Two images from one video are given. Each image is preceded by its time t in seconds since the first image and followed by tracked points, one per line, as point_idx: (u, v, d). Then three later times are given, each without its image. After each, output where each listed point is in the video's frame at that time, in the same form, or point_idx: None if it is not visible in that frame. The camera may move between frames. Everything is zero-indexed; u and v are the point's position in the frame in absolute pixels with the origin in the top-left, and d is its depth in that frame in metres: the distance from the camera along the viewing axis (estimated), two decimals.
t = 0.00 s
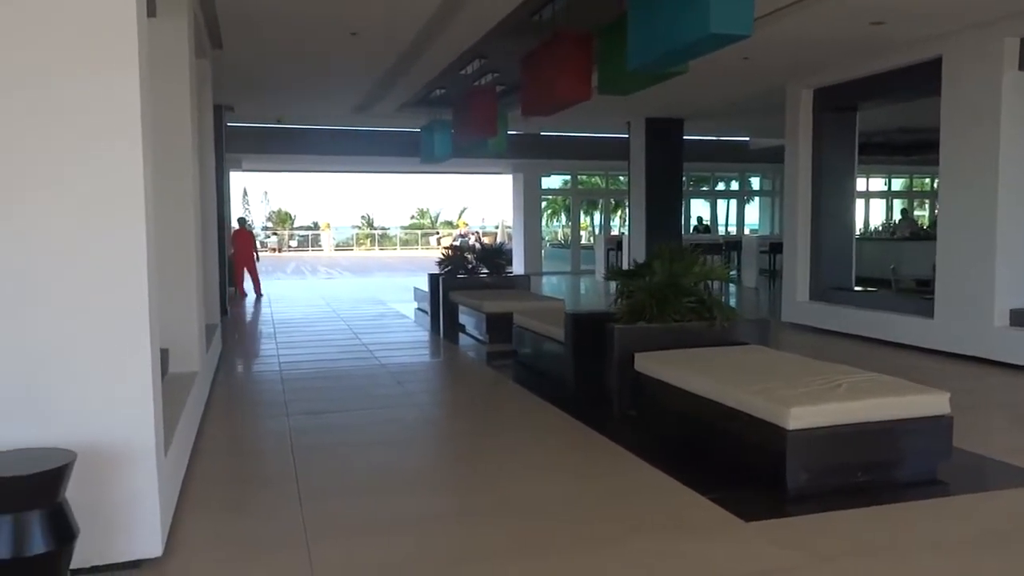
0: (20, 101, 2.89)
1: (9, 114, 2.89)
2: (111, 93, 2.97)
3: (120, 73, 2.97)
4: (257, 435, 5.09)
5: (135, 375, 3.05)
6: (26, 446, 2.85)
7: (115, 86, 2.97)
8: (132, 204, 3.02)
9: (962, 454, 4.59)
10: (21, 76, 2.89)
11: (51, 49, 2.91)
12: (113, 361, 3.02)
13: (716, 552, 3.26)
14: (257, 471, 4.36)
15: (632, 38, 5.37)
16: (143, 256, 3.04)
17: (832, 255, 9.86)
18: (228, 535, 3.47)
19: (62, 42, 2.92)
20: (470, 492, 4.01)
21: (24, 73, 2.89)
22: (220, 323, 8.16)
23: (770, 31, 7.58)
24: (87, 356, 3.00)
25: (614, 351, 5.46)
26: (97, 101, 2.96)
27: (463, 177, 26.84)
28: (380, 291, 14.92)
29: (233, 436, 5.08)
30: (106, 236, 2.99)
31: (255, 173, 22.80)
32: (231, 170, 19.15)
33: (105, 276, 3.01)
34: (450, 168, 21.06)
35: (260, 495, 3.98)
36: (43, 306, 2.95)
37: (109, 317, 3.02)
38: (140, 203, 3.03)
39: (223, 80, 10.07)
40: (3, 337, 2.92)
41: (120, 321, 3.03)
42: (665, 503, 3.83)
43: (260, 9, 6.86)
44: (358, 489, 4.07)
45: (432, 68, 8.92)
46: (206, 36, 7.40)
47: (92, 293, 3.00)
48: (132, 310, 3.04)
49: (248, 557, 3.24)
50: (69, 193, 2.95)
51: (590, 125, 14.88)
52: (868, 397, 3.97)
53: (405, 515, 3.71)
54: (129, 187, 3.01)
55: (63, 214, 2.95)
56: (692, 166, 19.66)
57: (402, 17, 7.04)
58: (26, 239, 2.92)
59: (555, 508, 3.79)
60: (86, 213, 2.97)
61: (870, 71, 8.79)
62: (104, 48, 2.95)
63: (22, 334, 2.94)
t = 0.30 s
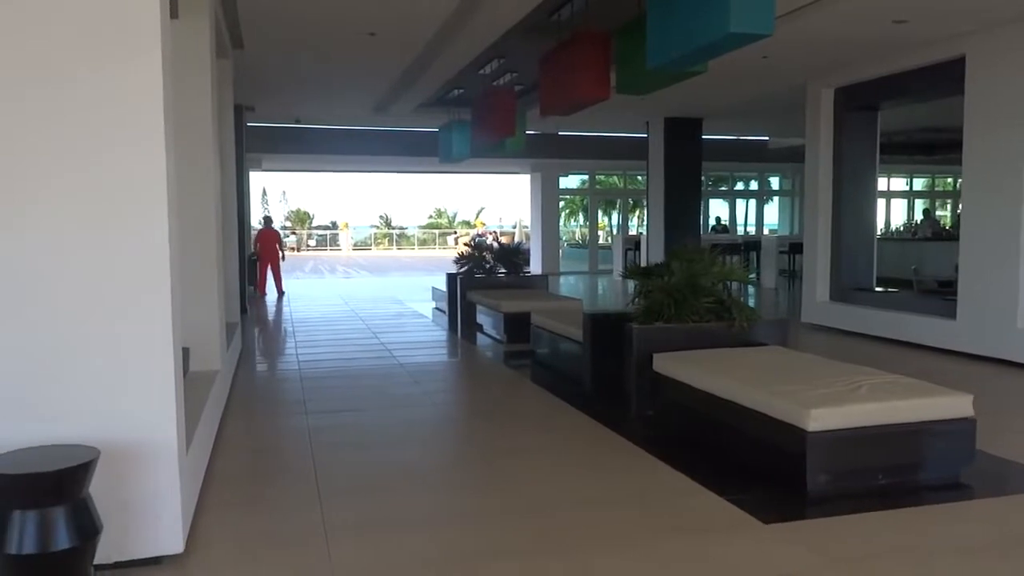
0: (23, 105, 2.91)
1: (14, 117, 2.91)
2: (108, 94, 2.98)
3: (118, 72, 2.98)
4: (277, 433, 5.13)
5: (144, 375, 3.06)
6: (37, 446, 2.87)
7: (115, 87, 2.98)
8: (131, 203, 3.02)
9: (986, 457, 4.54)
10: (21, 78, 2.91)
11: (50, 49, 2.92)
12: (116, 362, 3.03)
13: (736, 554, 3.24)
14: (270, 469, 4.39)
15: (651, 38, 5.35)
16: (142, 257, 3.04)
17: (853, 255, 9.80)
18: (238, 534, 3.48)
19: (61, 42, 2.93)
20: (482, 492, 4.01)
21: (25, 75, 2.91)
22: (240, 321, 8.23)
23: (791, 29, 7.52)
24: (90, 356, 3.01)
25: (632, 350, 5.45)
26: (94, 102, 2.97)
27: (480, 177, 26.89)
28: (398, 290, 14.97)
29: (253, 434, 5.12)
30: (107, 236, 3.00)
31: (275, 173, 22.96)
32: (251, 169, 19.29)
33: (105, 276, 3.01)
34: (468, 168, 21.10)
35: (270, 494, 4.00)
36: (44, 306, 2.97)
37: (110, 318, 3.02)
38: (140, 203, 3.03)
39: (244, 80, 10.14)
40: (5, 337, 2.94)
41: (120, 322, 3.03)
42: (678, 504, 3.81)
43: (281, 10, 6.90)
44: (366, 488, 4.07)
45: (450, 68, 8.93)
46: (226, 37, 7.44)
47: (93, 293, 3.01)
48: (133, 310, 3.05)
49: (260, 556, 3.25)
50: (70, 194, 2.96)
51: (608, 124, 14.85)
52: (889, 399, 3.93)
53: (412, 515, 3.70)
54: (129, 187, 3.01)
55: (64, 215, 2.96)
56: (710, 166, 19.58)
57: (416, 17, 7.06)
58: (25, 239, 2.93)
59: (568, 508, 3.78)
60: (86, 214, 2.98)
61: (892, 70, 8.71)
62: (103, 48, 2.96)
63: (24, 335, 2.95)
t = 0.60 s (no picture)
0: (29, 106, 2.95)
1: (21, 118, 2.94)
2: (108, 94, 3.00)
3: (118, 73, 3.00)
4: (295, 433, 5.15)
5: (144, 376, 3.07)
6: (42, 446, 2.90)
7: (117, 87, 3.00)
8: (131, 204, 3.04)
9: (1010, 461, 4.48)
10: (24, 78, 2.94)
11: (53, 50, 2.95)
12: (117, 362, 3.05)
13: (754, 556, 3.22)
14: (284, 469, 4.40)
15: (670, 38, 5.34)
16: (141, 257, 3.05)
17: (874, 255, 9.71)
18: (263, 532, 3.51)
19: (63, 42, 2.95)
20: (499, 492, 4.01)
21: (28, 76, 2.94)
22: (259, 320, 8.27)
23: (811, 28, 7.46)
24: (91, 356, 3.03)
25: (650, 351, 5.43)
26: (94, 102, 2.99)
27: (498, 177, 26.89)
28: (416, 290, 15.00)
29: (272, 433, 5.14)
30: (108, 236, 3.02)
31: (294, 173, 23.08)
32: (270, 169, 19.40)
33: (104, 277, 3.03)
34: (486, 168, 21.10)
35: (285, 493, 4.02)
36: (44, 306, 2.99)
37: (110, 318, 3.04)
38: (140, 203, 3.04)
39: (264, 81, 10.20)
40: (5, 337, 2.97)
41: (120, 321, 3.05)
42: (690, 506, 3.79)
43: (301, 11, 6.94)
44: (372, 488, 4.07)
45: (469, 68, 8.93)
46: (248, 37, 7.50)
47: (93, 293, 3.03)
48: (133, 310, 3.06)
49: (280, 555, 3.27)
50: (70, 194, 2.99)
51: (627, 124, 14.81)
52: (910, 401, 3.90)
53: (420, 515, 3.70)
54: (129, 187, 3.03)
55: (64, 215, 2.99)
56: (730, 166, 19.47)
57: (429, 17, 7.07)
58: (25, 239, 2.97)
59: (581, 508, 3.78)
60: (86, 214, 3.00)
61: (915, 69, 8.62)
62: (104, 48, 2.98)
63: (25, 335, 2.98)
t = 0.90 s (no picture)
0: (34, 107, 2.96)
1: (28, 119, 2.96)
2: (108, 94, 3.00)
3: (118, 73, 3.01)
4: (316, 432, 5.16)
5: (144, 375, 3.08)
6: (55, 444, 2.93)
7: (118, 88, 3.01)
8: (131, 204, 3.05)
9: None
10: (33, 79, 2.95)
11: (54, 50, 2.96)
12: (116, 362, 3.06)
13: (776, 558, 3.20)
14: (305, 469, 4.41)
15: (691, 37, 5.31)
16: (140, 257, 3.06)
17: (897, 256, 9.60)
18: (287, 530, 3.54)
19: (63, 42, 2.96)
20: (516, 492, 4.01)
21: (28, 76, 2.95)
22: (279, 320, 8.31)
23: (834, 27, 7.40)
24: (91, 356, 3.04)
25: (670, 352, 5.41)
26: (93, 103, 3.00)
27: (517, 177, 26.89)
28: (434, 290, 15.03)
29: (293, 433, 5.15)
30: (106, 237, 3.04)
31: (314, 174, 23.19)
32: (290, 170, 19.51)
33: (105, 277, 3.04)
34: (506, 168, 21.10)
35: (307, 492, 4.03)
36: (45, 306, 3.01)
37: (110, 319, 3.05)
38: (139, 203, 3.05)
39: (286, 82, 10.27)
40: (5, 337, 2.98)
41: (121, 321, 3.06)
42: (703, 509, 3.76)
43: (322, 12, 6.98)
44: (379, 489, 4.07)
45: (489, 67, 8.94)
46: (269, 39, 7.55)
47: (92, 294, 3.04)
48: (133, 310, 3.07)
49: (302, 554, 3.28)
50: (69, 194, 3.00)
51: (646, 124, 14.76)
52: (934, 403, 3.86)
53: (429, 516, 3.69)
54: (129, 188, 3.04)
55: (64, 215, 3.00)
56: (750, 166, 19.35)
57: (443, 18, 7.07)
58: (25, 240, 2.98)
59: (597, 509, 3.77)
60: (88, 214, 3.02)
61: (939, 68, 8.53)
62: (104, 48, 2.99)
63: (26, 334, 3.00)
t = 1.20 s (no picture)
0: (36, 107, 2.98)
1: (35, 120, 2.98)
2: (127, 94, 3.03)
3: (119, 73, 3.02)
4: (335, 432, 5.18)
5: (146, 374, 3.09)
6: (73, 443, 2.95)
7: (122, 89, 3.02)
8: (131, 204, 3.06)
9: None
10: (54, 82, 2.98)
11: (57, 50, 2.98)
12: (118, 362, 3.08)
13: (797, 561, 3.17)
14: (326, 468, 4.43)
15: (713, 36, 5.28)
16: (140, 257, 3.07)
17: (920, 256, 9.50)
18: (314, 528, 3.56)
19: (86, 45, 2.99)
20: (535, 492, 4.01)
21: (29, 76, 2.97)
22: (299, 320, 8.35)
23: (857, 25, 7.33)
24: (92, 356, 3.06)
25: (690, 354, 5.38)
26: (107, 104, 3.02)
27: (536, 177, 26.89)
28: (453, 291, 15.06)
29: (313, 433, 5.17)
30: (105, 238, 3.05)
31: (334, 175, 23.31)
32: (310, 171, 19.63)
33: (105, 277, 3.06)
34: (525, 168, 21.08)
35: (329, 492, 4.05)
36: (44, 307, 3.02)
37: (109, 319, 3.07)
38: (139, 203, 3.06)
39: (307, 83, 10.33)
40: (7, 337, 3.00)
41: (126, 321, 3.08)
42: (717, 511, 3.71)
43: (343, 13, 7.01)
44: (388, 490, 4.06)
45: (509, 68, 8.95)
46: (290, 40, 7.60)
47: (94, 294, 3.06)
48: (132, 310, 3.08)
49: (324, 553, 3.29)
50: (64, 193, 3.01)
51: (666, 124, 14.72)
52: (958, 405, 3.81)
53: (443, 516, 3.70)
54: (139, 188, 3.06)
55: (63, 215, 3.02)
56: (770, 165, 19.23)
57: (455, 18, 7.07)
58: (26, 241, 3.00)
59: (616, 510, 3.75)
60: (91, 213, 3.03)
61: (964, 66, 8.44)
62: (104, 48, 3.00)
63: (27, 334, 3.02)
